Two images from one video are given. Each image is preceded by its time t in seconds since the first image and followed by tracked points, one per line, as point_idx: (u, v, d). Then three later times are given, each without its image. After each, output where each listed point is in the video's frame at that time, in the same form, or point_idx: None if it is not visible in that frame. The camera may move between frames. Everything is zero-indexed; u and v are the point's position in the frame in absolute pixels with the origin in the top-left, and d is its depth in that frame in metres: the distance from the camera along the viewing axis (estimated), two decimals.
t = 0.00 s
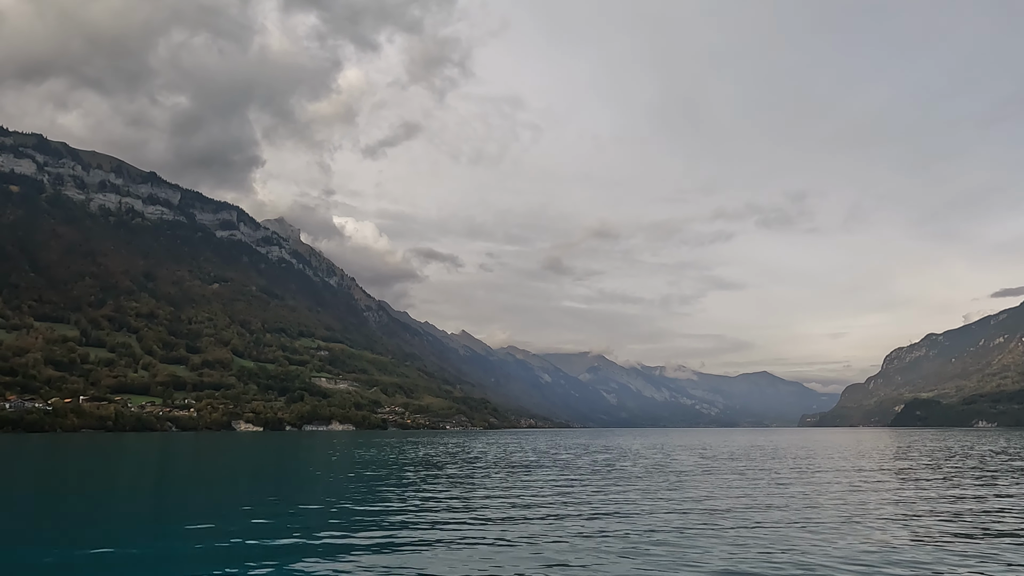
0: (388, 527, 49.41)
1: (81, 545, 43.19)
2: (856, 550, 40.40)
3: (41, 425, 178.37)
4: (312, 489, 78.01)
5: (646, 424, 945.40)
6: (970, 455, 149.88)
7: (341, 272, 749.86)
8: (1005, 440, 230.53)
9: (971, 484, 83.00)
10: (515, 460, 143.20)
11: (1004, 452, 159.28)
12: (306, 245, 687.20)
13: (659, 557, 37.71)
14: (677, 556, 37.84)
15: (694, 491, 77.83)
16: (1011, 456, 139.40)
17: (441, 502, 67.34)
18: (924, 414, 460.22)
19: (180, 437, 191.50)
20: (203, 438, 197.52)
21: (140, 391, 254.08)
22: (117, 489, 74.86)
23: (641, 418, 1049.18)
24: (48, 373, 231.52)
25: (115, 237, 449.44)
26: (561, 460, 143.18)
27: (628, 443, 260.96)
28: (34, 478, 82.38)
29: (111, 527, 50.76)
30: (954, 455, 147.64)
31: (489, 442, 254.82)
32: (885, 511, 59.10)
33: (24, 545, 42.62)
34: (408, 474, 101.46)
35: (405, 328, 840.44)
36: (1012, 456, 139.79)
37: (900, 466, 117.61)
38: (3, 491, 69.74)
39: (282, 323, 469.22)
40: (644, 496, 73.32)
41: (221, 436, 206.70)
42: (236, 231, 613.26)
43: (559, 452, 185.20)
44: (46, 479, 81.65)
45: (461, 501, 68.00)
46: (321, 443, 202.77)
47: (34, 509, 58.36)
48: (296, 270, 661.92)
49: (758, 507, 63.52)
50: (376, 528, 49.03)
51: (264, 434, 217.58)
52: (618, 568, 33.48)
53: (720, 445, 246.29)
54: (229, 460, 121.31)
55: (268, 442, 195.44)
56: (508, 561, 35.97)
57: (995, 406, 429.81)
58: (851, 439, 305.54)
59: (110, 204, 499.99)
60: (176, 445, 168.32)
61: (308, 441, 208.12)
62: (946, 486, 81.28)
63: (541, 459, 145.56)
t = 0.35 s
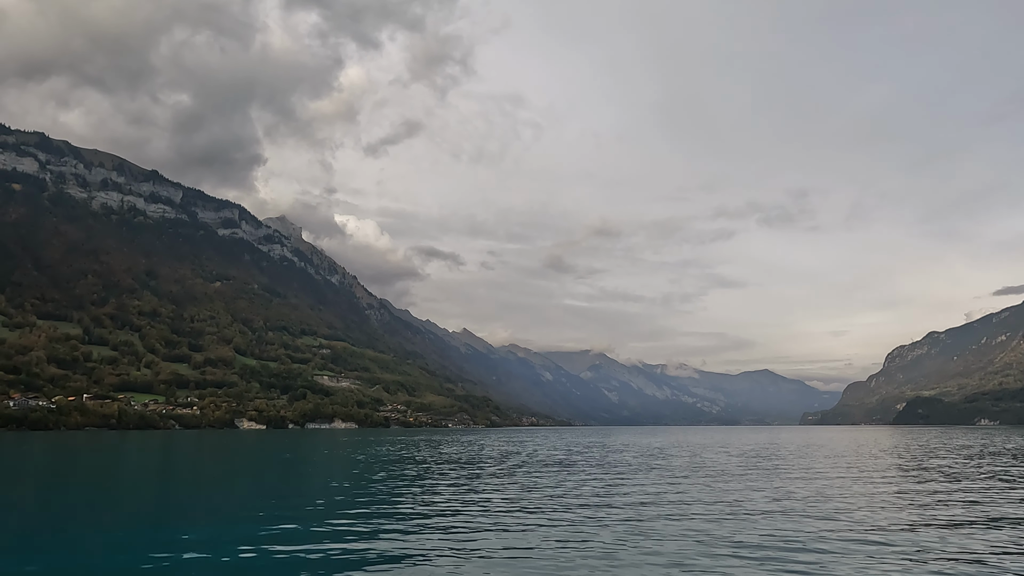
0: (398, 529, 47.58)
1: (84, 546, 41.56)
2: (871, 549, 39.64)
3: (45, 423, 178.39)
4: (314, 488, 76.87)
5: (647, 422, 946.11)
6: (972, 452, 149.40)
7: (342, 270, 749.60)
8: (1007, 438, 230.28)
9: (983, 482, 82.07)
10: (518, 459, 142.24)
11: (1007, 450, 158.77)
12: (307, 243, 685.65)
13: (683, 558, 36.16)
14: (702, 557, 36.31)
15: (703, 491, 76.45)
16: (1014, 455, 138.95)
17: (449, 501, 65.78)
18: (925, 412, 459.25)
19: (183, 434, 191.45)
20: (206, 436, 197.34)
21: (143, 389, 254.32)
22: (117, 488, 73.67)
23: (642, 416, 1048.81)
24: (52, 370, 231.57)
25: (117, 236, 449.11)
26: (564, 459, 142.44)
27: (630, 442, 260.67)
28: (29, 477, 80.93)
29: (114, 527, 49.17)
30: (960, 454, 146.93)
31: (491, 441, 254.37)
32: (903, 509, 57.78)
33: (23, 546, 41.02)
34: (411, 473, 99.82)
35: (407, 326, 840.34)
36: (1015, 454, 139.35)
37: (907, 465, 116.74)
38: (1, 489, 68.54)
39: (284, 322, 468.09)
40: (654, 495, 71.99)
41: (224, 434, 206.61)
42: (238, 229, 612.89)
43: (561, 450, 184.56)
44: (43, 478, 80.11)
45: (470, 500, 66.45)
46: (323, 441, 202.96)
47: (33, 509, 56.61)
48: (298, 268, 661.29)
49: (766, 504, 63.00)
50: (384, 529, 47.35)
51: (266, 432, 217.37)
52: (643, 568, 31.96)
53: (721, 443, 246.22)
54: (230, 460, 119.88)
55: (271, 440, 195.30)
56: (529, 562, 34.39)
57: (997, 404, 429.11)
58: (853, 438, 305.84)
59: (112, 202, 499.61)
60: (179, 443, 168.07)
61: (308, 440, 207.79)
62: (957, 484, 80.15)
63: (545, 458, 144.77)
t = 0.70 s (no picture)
0: (398, 527, 47.46)
1: (84, 545, 41.42)
2: (891, 546, 39.46)
3: (50, 422, 178.57)
4: (319, 487, 76.03)
5: (650, 421, 945.02)
6: (979, 451, 148.99)
7: (345, 269, 749.64)
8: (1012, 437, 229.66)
9: (984, 480, 82.20)
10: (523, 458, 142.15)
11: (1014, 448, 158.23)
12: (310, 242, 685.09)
13: (686, 556, 36.05)
14: (706, 555, 36.19)
15: (704, 489, 76.42)
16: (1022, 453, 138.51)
17: (451, 500, 65.60)
18: (929, 411, 457.90)
19: (188, 434, 191.59)
20: (210, 435, 197.41)
21: (147, 388, 254.53)
22: (121, 487, 72.86)
23: (645, 415, 1047.71)
24: (56, 369, 231.66)
25: (120, 235, 448.86)
26: (566, 458, 142.50)
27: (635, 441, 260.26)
28: (33, 476, 80.17)
29: (115, 526, 49.07)
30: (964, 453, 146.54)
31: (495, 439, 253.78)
32: (907, 508, 57.78)
33: (26, 545, 40.73)
34: (413, 472, 99.47)
35: (409, 325, 839.95)
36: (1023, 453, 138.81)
37: (911, 464, 116.58)
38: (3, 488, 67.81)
39: (287, 320, 467.69)
40: (656, 494, 71.81)
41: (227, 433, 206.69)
42: (240, 228, 613.33)
43: (567, 449, 184.16)
44: (46, 477, 79.30)
45: (472, 500, 66.24)
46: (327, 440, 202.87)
47: (32, 508, 56.47)
48: (301, 267, 660.75)
49: (780, 503, 62.62)
50: (389, 528, 46.97)
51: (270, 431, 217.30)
52: (651, 568, 31.58)
53: (727, 442, 245.67)
54: (235, 459, 118.91)
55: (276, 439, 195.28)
56: (532, 562, 34.26)
57: (1002, 403, 427.61)
58: (858, 436, 304.86)
59: (115, 202, 499.70)
60: (184, 441, 168.21)
61: (312, 438, 207.64)
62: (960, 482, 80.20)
63: (547, 457, 144.91)
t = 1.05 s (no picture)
0: (406, 529, 45.90)
1: (88, 545, 40.55)
2: (917, 543, 38.54)
3: (55, 421, 178.18)
4: (325, 488, 74.59)
5: (653, 420, 944.10)
6: (988, 451, 147.91)
7: (348, 269, 749.60)
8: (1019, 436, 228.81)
9: (1000, 479, 81.00)
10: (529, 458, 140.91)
11: None
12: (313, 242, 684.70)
13: (708, 557, 34.60)
14: (731, 554, 35.15)
15: (716, 489, 74.83)
16: None
17: (460, 500, 64.25)
18: (933, 410, 456.93)
19: (193, 433, 191.37)
20: (215, 434, 197.02)
21: (151, 387, 254.59)
22: (124, 487, 71.59)
23: (647, 415, 1047.61)
24: (61, 368, 231.48)
25: (124, 234, 448.46)
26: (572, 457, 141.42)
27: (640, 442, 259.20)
28: (35, 476, 78.77)
29: (118, 526, 47.84)
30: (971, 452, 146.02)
31: (499, 438, 253.02)
32: (931, 506, 56.48)
33: (28, 547, 39.48)
34: (420, 472, 98.08)
35: (412, 325, 839.75)
36: None
37: (920, 463, 115.78)
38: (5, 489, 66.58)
39: (290, 319, 467.27)
40: (667, 494, 70.17)
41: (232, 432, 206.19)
42: (243, 228, 613.19)
43: (572, 450, 182.72)
44: (49, 478, 78.04)
45: (479, 500, 64.73)
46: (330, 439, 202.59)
47: (34, 508, 55.35)
48: (304, 267, 660.24)
49: (796, 501, 61.57)
50: (400, 530, 45.57)
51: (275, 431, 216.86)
52: (676, 566, 30.57)
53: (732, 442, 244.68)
54: (239, 458, 117.46)
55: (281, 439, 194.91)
56: (548, 562, 32.88)
57: (1006, 402, 426.78)
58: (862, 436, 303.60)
59: (119, 201, 499.27)
60: (188, 441, 167.26)
61: (316, 437, 207.22)
62: (977, 482, 79.02)
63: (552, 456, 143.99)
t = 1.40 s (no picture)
0: (416, 529, 44.93)
1: (88, 545, 39.71)
2: (936, 543, 37.72)
3: (60, 421, 177.83)
4: (329, 487, 73.57)
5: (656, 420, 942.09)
6: (996, 450, 146.54)
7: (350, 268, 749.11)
8: None
9: (1013, 479, 79.69)
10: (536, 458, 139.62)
11: None
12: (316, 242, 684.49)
13: (722, 556, 33.92)
14: (744, 554, 34.44)
15: (726, 489, 73.71)
16: None
17: (465, 500, 63.11)
18: (937, 409, 454.80)
19: (198, 432, 190.64)
20: (220, 434, 196.42)
21: (155, 386, 254.30)
22: (125, 487, 70.66)
23: (650, 414, 1045.82)
24: (65, 368, 230.94)
25: (127, 234, 447.99)
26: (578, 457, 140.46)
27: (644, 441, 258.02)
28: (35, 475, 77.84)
29: (119, 526, 46.90)
30: (979, 451, 144.77)
31: (502, 437, 251.82)
32: (942, 506, 55.74)
33: (25, 546, 38.61)
34: (425, 472, 96.93)
35: (415, 324, 839.21)
36: None
37: (929, 463, 114.36)
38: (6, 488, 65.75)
39: (294, 319, 466.59)
40: (675, 494, 69.15)
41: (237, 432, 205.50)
42: (246, 228, 612.82)
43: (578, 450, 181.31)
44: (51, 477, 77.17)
45: (485, 500, 63.69)
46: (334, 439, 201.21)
47: (34, 508, 54.48)
48: (307, 266, 660.12)
49: (806, 501, 60.72)
50: (405, 529, 44.59)
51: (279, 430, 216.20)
52: (691, 566, 29.85)
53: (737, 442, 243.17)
54: (242, 458, 116.11)
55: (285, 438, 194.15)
56: (561, 562, 32.14)
57: (1011, 402, 424.69)
58: (867, 435, 302.01)
59: (123, 201, 498.83)
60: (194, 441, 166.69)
61: (320, 437, 205.98)
62: (988, 481, 77.92)
63: (557, 455, 143.19)
